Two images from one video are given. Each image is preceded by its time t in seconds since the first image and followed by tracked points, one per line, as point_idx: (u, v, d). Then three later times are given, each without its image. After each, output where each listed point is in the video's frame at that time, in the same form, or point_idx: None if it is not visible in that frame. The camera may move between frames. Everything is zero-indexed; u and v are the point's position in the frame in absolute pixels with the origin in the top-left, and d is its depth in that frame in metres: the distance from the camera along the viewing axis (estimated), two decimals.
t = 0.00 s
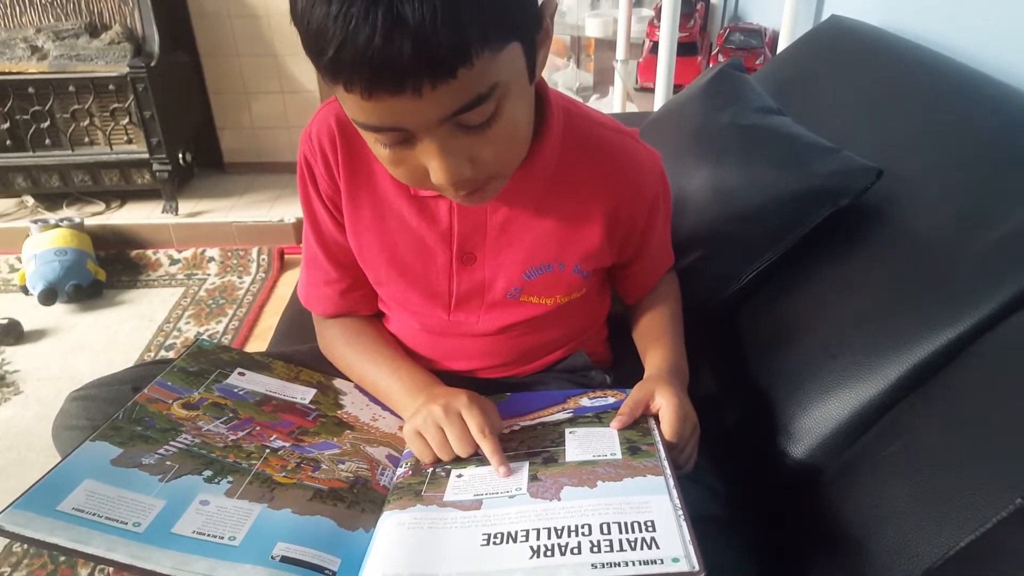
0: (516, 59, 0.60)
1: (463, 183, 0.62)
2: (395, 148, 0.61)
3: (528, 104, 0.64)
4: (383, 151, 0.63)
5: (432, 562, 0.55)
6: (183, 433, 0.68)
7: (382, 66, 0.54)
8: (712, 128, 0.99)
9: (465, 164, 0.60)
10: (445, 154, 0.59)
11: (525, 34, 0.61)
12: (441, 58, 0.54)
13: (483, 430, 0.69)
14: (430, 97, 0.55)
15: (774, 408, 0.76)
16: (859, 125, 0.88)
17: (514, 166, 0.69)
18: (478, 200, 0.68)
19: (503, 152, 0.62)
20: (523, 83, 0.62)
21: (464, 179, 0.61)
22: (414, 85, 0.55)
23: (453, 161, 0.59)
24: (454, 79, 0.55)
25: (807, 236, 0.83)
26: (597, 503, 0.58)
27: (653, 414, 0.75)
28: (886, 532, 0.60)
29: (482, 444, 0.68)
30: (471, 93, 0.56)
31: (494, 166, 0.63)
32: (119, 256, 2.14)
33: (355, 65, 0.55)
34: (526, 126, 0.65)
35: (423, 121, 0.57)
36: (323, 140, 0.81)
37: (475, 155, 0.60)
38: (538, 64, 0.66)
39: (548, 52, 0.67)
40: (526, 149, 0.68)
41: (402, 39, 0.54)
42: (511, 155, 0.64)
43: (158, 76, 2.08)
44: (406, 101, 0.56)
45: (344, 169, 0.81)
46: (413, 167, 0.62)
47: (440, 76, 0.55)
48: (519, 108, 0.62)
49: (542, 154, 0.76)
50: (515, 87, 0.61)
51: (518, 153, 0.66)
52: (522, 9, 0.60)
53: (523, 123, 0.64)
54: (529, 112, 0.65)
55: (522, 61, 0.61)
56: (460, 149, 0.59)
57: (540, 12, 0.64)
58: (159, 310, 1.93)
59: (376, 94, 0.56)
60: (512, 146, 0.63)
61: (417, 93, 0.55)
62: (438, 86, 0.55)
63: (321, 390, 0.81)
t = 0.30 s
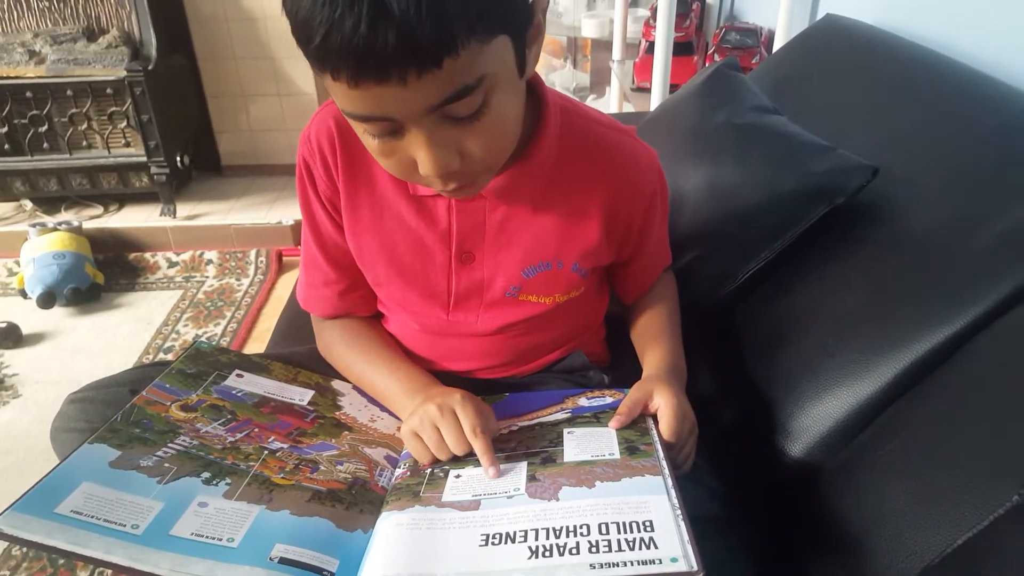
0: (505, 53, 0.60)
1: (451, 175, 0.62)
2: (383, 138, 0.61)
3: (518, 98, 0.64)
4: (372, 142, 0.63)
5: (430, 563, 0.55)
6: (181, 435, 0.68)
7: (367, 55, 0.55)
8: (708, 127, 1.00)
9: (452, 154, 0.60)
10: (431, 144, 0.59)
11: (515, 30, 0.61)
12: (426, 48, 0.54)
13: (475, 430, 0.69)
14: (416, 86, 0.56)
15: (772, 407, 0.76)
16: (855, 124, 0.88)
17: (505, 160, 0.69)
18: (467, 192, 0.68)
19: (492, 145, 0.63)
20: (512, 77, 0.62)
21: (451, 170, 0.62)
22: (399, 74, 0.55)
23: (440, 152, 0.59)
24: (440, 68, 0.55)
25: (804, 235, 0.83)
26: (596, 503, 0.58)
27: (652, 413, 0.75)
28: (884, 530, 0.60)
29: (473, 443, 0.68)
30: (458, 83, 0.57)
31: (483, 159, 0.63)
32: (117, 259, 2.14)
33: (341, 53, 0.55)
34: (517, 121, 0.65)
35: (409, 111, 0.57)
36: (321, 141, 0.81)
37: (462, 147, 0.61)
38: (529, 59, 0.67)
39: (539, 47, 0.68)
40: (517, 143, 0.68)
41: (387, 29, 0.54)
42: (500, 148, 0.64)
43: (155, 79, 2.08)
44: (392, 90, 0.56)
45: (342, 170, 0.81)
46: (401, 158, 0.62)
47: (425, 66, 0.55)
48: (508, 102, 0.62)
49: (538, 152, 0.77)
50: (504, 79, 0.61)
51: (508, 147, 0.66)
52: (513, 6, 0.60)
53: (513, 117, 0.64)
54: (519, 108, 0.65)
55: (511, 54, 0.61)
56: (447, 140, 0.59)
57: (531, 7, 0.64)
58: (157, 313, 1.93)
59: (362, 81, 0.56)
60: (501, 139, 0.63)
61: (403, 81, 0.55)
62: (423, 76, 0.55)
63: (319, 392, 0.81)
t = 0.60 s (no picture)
0: (495, 49, 0.60)
1: (443, 171, 0.62)
2: (376, 135, 0.61)
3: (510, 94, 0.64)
4: (365, 139, 0.63)
5: (428, 563, 0.55)
6: (179, 436, 0.68)
7: (356, 50, 0.55)
8: (706, 128, 1.00)
9: (444, 151, 0.60)
10: (422, 140, 0.59)
11: (507, 26, 0.61)
12: (415, 43, 0.54)
13: (467, 426, 0.69)
14: (405, 81, 0.56)
15: (771, 407, 0.76)
16: (853, 124, 0.88)
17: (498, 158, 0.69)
18: (459, 189, 0.68)
19: (484, 141, 0.62)
20: (503, 73, 0.62)
21: (443, 167, 0.61)
22: (389, 68, 0.55)
23: (431, 148, 0.59)
24: (429, 63, 0.55)
25: (802, 235, 0.83)
26: (594, 503, 0.58)
27: (650, 413, 0.75)
28: (883, 530, 0.60)
29: (465, 441, 0.68)
30: (448, 78, 0.57)
31: (475, 156, 0.63)
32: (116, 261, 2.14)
33: (330, 48, 0.56)
34: (509, 117, 0.65)
35: (400, 106, 0.57)
36: (318, 141, 0.81)
37: (453, 143, 0.60)
38: (521, 57, 0.67)
39: (533, 44, 0.68)
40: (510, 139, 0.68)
41: (375, 24, 0.54)
42: (493, 145, 0.64)
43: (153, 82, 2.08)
44: (382, 86, 0.56)
45: (339, 170, 0.81)
46: (393, 154, 0.62)
47: (414, 61, 0.55)
48: (500, 98, 0.62)
49: (534, 151, 0.77)
50: (495, 75, 0.61)
51: (500, 143, 0.66)
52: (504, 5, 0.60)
53: (505, 113, 0.64)
54: (512, 104, 0.65)
55: (502, 51, 0.61)
56: (439, 136, 0.59)
57: (522, 5, 0.64)
58: (155, 315, 1.93)
59: (352, 76, 0.56)
60: (494, 136, 0.63)
61: (393, 76, 0.55)
62: (413, 70, 0.55)
63: (317, 393, 0.81)
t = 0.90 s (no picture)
0: (494, 50, 0.60)
1: (443, 173, 0.62)
2: (375, 137, 0.61)
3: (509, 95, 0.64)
4: (365, 142, 0.64)
5: (430, 566, 0.55)
6: (182, 439, 0.68)
7: (354, 52, 0.55)
8: (708, 129, 1.00)
9: (443, 152, 0.60)
10: (422, 142, 0.59)
11: (505, 26, 0.61)
12: (413, 44, 0.55)
13: (474, 430, 0.69)
14: (404, 83, 0.56)
15: (773, 408, 0.76)
16: (854, 125, 0.88)
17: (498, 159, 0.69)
18: (460, 190, 0.68)
19: (483, 142, 0.63)
20: (502, 74, 0.62)
21: (443, 168, 0.61)
22: (387, 70, 0.55)
23: (431, 149, 0.59)
24: (427, 65, 0.56)
25: (804, 236, 0.83)
26: (596, 504, 0.58)
27: (653, 415, 0.75)
28: (886, 531, 0.60)
29: (473, 445, 0.68)
30: (447, 79, 0.57)
31: (475, 156, 0.63)
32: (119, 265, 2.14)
33: (329, 51, 0.56)
34: (508, 118, 0.65)
35: (399, 108, 0.57)
36: (320, 143, 0.82)
37: (453, 144, 0.60)
38: (520, 59, 0.67)
39: (531, 46, 0.68)
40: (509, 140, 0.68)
41: (373, 26, 0.55)
42: (491, 146, 0.64)
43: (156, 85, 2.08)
44: (381, 88, 0.56)
45: (340, 171, 0.81)
46: (393, 156, 0.62)
47: (413, 62, 0.55)
48: (499, 99, 0.62)
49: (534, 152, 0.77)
50: (494, 77, 0.61)
51: (500, 144, 0.66)
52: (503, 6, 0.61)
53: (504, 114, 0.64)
54: (510, 105, 0.65)
55: (501, 53, 0.61)
56: (438, 138, 0.59)
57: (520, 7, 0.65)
58: (158, 318, 1.93)
59: (351, 78, 0.56)
60: (493, 136, 0.64)
61: (391, 78, 0.56)
62: (411, 72, 0.55)
63: (320, 396, 0.81)
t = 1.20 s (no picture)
0: (501, 66, 0.60)
1: (451, 188, 0.62)
2: (383, 153, 0.62)
3: (514, 108, 0.65)
4: (373, 157, 0.64)
5: (433, 568, 0.55)
6: (186, 442, 0.69)
7: (364, 73, 0.55)
8: (709, 131, 1.00)
9: (452, 168, 0.60)
10: (431, 158, 0.59)
11: (509, 39, 0.62)
12: (422, 64, 0.55)
13: (481, 436, 0.69)
14: (413, 102, 0.56)
15: (775, 410, 0.76)
16: (856, 127, 0.88)
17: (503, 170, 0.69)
18: (466, 203, 0.69)
19: (490, 156, 0.63)
20: (508, 89, 0.62)
21: (452, 183, 0.62)
22: (396, 90, 0.55)
23: (440, 165, 0.59)
24: (437, 84, 0.56)
25: (806, 238, 0.83)
26: (599, 506, 0.58)
27: (655, 416, 0.75)
28: (888, 533, 0.60)
29: (479, 449, 0.68)
30: (455, 97, 0.57)
31: (483, 170, 0.63)
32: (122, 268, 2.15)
33: (339, 72, 0.56)
34: (514, 131, 0.65)
35: (408, 126, 0.57)
36: (324, 147, 0.82)
37: (461, 159, 0.61)
38: (525, 72, 0.67)
39: (536, 57, 0.69)
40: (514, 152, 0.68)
41: (383, 47, 0.55)
42: (498, 159, 0.65)
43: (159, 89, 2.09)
44: (390, 107, 0.56)
45: (344, 175, 0.81)
46: (401, 171, 0.62)
47: (422, 82, 0.55)
48: (505, 113, 0.63)
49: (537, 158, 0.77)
50: (500, 92, 0.61)
51: (505, 157, 0.66)
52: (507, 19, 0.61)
53: (509, 128, 0.64)
54: (515, 118, 0.65)
55: (508, 69, 0.62)
56: (446, 154, 0.59)
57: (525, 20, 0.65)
58: (162, 321, 1.93)
59: (360, 98, 0.57)
60: (499, 150, 0.64)
61: (400, 97, 0.56)
62: (420, 91, 0.56)
63: (323, 398, 0.81)
